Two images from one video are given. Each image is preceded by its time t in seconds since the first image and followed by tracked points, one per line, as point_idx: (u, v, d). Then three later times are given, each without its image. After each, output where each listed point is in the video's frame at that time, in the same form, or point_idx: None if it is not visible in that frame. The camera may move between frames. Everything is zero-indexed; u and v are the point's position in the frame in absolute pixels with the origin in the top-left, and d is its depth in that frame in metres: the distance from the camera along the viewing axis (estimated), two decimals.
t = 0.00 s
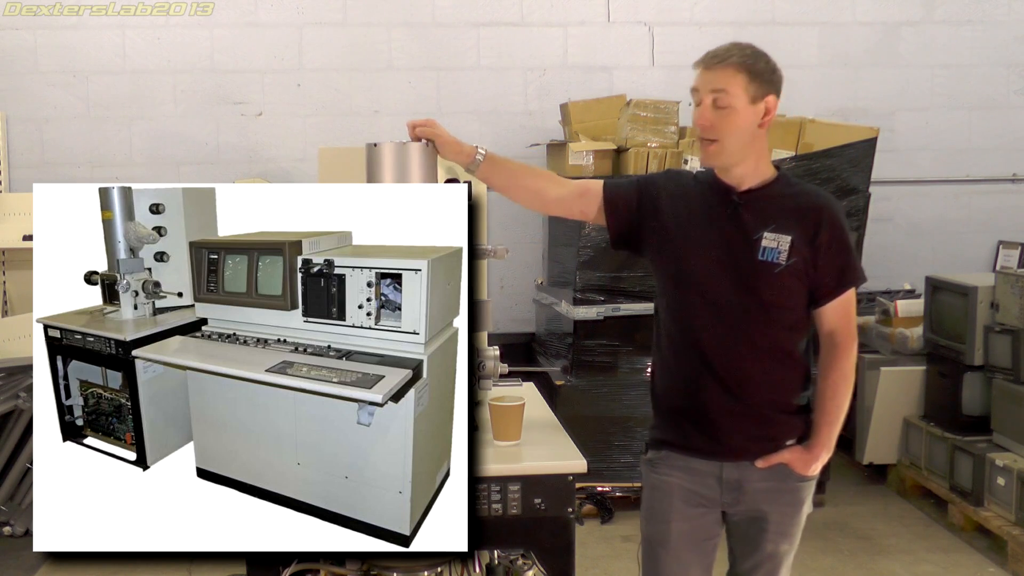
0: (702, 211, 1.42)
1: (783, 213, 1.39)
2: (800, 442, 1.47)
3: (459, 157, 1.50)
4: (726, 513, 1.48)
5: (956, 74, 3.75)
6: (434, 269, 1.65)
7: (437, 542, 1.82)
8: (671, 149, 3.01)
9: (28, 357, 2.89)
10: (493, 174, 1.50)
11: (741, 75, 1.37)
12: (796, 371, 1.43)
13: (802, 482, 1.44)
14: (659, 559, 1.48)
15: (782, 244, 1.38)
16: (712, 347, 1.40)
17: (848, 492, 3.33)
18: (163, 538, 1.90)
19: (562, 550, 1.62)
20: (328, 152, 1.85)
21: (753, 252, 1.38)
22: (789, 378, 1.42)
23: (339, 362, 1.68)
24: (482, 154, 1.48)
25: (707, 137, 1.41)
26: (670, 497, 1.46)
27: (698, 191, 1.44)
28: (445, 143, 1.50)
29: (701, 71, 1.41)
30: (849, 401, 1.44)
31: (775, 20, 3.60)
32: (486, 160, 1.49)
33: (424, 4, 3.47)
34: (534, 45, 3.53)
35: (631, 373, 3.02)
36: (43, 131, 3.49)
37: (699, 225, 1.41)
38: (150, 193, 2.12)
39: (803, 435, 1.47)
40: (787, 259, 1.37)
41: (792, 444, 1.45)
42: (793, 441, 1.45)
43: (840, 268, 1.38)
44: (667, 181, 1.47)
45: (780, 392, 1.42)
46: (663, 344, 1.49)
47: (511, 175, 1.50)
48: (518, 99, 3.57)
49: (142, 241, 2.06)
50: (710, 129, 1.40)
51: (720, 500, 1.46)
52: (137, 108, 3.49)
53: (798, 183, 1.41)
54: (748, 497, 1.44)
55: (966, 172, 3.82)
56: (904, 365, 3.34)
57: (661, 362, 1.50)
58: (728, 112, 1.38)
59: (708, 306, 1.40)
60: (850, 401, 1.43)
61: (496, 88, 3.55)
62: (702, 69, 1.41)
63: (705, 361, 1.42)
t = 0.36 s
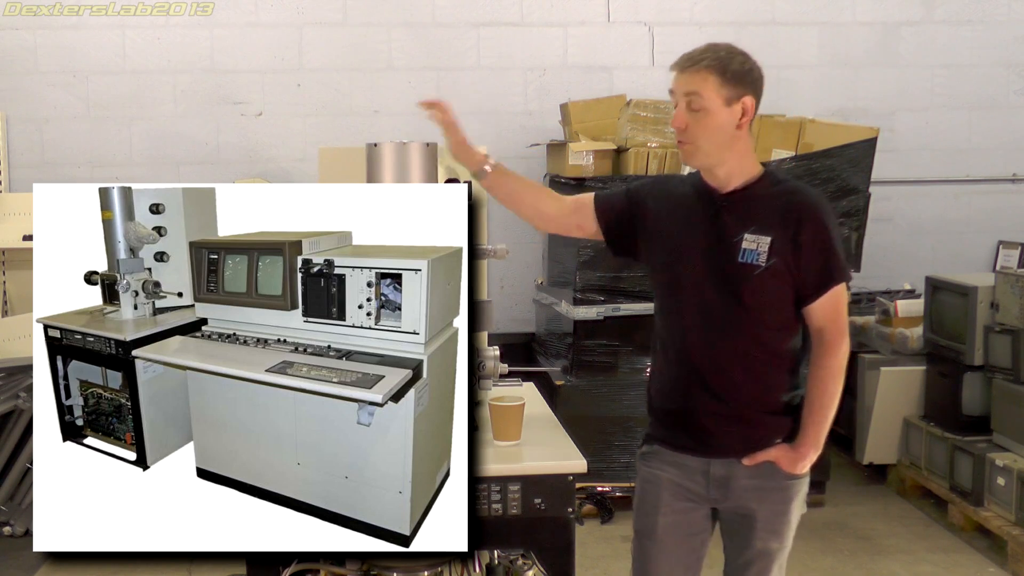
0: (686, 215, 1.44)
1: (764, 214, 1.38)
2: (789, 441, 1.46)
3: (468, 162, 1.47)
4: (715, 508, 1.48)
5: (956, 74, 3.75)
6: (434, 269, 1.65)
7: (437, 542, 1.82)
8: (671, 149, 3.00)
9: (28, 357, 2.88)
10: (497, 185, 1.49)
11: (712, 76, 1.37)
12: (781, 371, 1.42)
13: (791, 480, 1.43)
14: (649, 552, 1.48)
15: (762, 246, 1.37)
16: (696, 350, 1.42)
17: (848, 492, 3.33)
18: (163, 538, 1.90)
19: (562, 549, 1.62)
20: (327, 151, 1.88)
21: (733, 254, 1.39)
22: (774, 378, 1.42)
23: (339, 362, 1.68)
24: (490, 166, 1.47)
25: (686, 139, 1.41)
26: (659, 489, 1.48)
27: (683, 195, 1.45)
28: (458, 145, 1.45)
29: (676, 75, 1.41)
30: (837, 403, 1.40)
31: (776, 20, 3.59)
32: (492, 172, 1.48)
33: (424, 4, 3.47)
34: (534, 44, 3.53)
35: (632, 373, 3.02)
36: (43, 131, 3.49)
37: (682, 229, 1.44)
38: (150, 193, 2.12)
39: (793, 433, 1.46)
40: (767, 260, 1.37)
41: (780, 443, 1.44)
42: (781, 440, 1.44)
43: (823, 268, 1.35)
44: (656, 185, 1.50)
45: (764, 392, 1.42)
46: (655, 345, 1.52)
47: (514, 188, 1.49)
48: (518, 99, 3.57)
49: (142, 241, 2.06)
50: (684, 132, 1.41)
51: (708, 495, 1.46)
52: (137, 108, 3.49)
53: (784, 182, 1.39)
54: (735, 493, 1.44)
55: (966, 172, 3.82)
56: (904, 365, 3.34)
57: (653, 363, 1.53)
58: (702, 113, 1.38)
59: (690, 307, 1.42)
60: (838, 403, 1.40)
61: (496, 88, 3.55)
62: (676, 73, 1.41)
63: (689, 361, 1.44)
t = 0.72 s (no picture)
0: (673, 217, 1.43)
1: (750, 213, 1.39)
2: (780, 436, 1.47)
3: (457, 168, 1.56)
4: (708, 508, 1.48)
5: (956, 74, 3.75)
6: (434, 269, 1.65)
7: (437, 542, 1.82)
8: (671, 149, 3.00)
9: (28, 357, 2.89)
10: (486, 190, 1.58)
11: (693, 74, 1.37)
12: (769, 368, 1.43)
13: (783, 476, 1.44)
14: (644, 554, 1.47)
15: (749, 245, 1.38)
16: (686, 351, 1.42)
17: (848, 492, 3.33)
18: (163, 538, 1.90)
19: (562, 549, 1.62)
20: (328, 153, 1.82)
21: (720, 255, 1.39)
22: (763, 375, 1.42)
23: (339, 362, 1.68)
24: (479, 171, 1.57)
25: (677, 142, 1.39)
26: (653, 493, 1.47)
27: (668, 197, 1.45)
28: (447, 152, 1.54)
29: (651, 82, 1.40)
30: (825, 394, 1.43)
31: (776, 20, 3.59)
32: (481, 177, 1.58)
33: (424, 4, 3.47)
34: (534, 44, 3.53)
35: (631, 373, 3.02)
36: (43, 131, 3.49)
37: (669, 231, 1.43)
38: (150, 193, 2.12)
39: (783, 429, 1.47)
40: (754, 259, 1.37)
41: (772, 438, 1.45)
42: (773, 436, 1.45)
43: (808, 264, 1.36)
44: (639, 187, 1.50)
45: (754, 390, 1.43)
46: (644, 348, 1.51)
47: (500, 194, 1.58)
48: (518, 99, 3.57)
49: (141, 241, 2.06)
50: (678, 134, 1.39)
51: (701, 495, 1.46)
52: (137, 108, 3.49)
53: (767, 181, 1.40)
54: (729, 492, 1.44)
55: (966, 172, 3.82)
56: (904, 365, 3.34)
57: (641, 366, 1.52)
58: (690, 113, 1.37)
59: (680, 310, 1.42)
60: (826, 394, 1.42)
61: (496, 88, 3.55)
62: (652, 80, 1.40)
63: (679, 363, 1.43)
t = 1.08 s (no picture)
0: (661, 220, 1.44)
1: (737, 216, 1.39)
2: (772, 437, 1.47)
3: (454, 168, 1.56)
4: (703, 510, 1.48)
5: (956, 74, 3.75)
6: (434, 269, 1.65)
7: (437, 542, 1.82)
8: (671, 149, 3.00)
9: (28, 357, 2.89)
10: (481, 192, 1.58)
11: (681, 79, 1.37)
12: (759, 370, 1.43)
13: (776, 476, 1.44)
14: (641, 559, 1.47)
15: (737, 247, 1.38)
16: (674, 354, 1.42)
17: (848, 492, 3.33)
18: (162, 538, 1.89)
19: (562, 549, 1.62)
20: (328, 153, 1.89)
21: (708, 258, 1.39)
22: (753, 377, 1.42)
23: (340, 362, 1.68)
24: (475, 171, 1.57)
25: (666, 145, 1.38)
26: (646, 498, 1.47)
27: (657, 200, 1.45)
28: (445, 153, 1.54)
29: (640, 86, 1.39)
30: (817, 396, 1.42)
31: (776, 20, 3.59)
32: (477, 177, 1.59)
33: (424, 4, 3.47)
34: (534, 44, 3.53)
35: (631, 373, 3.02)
36: (43, 131, 3.49)
37: (657, 235, 1.43)
38: (150, 193, 2.12)
39: (774, 430, 1.47)
40: (743, 261, 1.38)
41: (763, 440, 1.44)
42: (764, 437, 1.45)
43: (795, 266, 1.36)
44: (628, 191, 1.50)
45: (744, 392, 1.43)
46: (634, 352, 1.51)
47: (496, 196, 1.58)
48: (518, 99, 3.57)
49: (142, 241, 2.07)
50: (666, 137, 1.38)
51: (696, 498, 1.45)
52: (137, 108, 3.49)
53: (755, 182, 1.41)
54: (722, 494, 1.44)
55: (966, 172, 3.82)
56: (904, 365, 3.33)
57: (632, 370, 1.52)
58: (679, 116, 1.37)
59: (668, 314, 1.42)
60: (818, 396, 1.42)
61: (496, 88, 3.55)
62: (639, 83, 1.39)
63: (668, 367, 1.43)
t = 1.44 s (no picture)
0: (683, 213, 1.43)
1: (761, 212, 1.39)
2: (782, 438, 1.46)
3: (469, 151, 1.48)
4: (710, 509, 1.48)
5: (956, 74, 3.75)
6: (434, 269, 1.65)
7: (437, 542, 1.82)
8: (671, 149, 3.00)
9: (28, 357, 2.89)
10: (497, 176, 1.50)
11: (701, 79, 1.38)
12: (776, 368, 1.42)
13: (786, 478, 1.44)
14: (644, 553, 1.47)
15: (759, 243, 1.38)
16: (692, 348, 1.41)
17: (848, 492, 3.33)
18: (162, 538, 1.90)
19: (562, 549, 1.62)
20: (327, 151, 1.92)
21: (730, 252, 1.39)
22: (768, 375, 1.42)
23: (340, 362, 1.68)
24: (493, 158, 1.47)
25: (679, 146, 1.43)
26: (653, 492, 1.47)
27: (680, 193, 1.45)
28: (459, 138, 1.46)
29: (663, 84, 1.42)
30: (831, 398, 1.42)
31: (776, 20, 3.60)
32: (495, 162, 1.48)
33: (424, 4, 3.47)
34: (534, 44, 3.53)
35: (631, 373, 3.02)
36: (43, 131, 3.49)
37: (678, 228, 1.43)
38: (150, 193, 2.12)
39: (785, 431, 1.46)
40: (764, 257, 1.37)
41: (773, 441, 1.44)
42: (775, 437, 1.44)
43: (818, 264, 1.36)
44: (650, 182, 1.49)
45: (759, 390, 1.42)
46: (649, 345, 1.50)
47: (513, 182, 1.50)
48: (518, 99, 3.57)
49: (142, 241, 2.07)
50: (680, 138, 1.42)
51: (703, 496, 1.45)
52: (137, 108, 3.49)
53: (779, 181, 1.41)
54: (730, 493, 1.44)
55: (966, 172, 3.82)
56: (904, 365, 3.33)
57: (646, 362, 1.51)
58: (694, 119, 1.39)
59: (687, 306, 1.41)
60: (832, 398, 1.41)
61: (496, 88, 3.55)
62: (663, 82, 1.42)
63: (684, 360, 1.43)
